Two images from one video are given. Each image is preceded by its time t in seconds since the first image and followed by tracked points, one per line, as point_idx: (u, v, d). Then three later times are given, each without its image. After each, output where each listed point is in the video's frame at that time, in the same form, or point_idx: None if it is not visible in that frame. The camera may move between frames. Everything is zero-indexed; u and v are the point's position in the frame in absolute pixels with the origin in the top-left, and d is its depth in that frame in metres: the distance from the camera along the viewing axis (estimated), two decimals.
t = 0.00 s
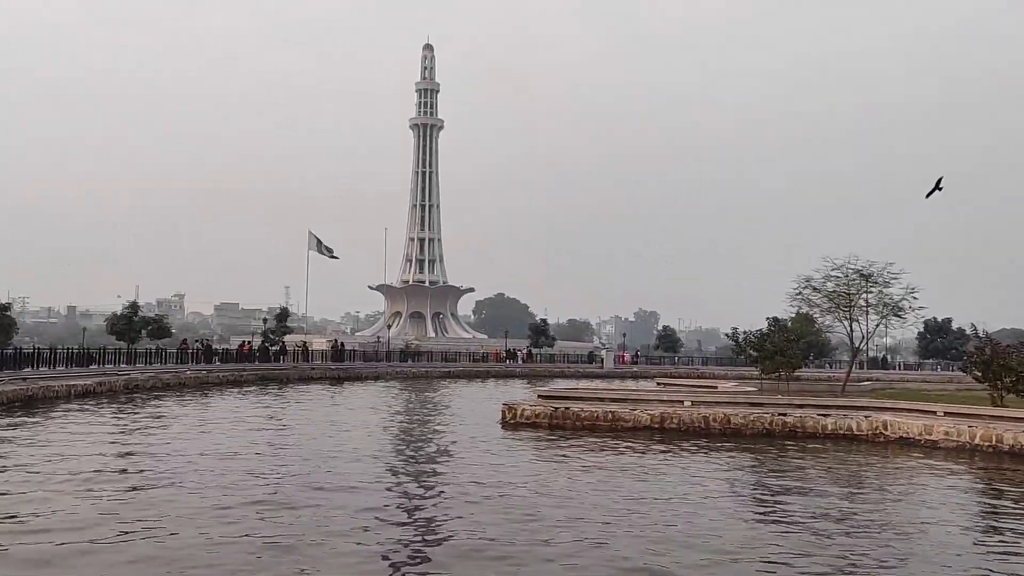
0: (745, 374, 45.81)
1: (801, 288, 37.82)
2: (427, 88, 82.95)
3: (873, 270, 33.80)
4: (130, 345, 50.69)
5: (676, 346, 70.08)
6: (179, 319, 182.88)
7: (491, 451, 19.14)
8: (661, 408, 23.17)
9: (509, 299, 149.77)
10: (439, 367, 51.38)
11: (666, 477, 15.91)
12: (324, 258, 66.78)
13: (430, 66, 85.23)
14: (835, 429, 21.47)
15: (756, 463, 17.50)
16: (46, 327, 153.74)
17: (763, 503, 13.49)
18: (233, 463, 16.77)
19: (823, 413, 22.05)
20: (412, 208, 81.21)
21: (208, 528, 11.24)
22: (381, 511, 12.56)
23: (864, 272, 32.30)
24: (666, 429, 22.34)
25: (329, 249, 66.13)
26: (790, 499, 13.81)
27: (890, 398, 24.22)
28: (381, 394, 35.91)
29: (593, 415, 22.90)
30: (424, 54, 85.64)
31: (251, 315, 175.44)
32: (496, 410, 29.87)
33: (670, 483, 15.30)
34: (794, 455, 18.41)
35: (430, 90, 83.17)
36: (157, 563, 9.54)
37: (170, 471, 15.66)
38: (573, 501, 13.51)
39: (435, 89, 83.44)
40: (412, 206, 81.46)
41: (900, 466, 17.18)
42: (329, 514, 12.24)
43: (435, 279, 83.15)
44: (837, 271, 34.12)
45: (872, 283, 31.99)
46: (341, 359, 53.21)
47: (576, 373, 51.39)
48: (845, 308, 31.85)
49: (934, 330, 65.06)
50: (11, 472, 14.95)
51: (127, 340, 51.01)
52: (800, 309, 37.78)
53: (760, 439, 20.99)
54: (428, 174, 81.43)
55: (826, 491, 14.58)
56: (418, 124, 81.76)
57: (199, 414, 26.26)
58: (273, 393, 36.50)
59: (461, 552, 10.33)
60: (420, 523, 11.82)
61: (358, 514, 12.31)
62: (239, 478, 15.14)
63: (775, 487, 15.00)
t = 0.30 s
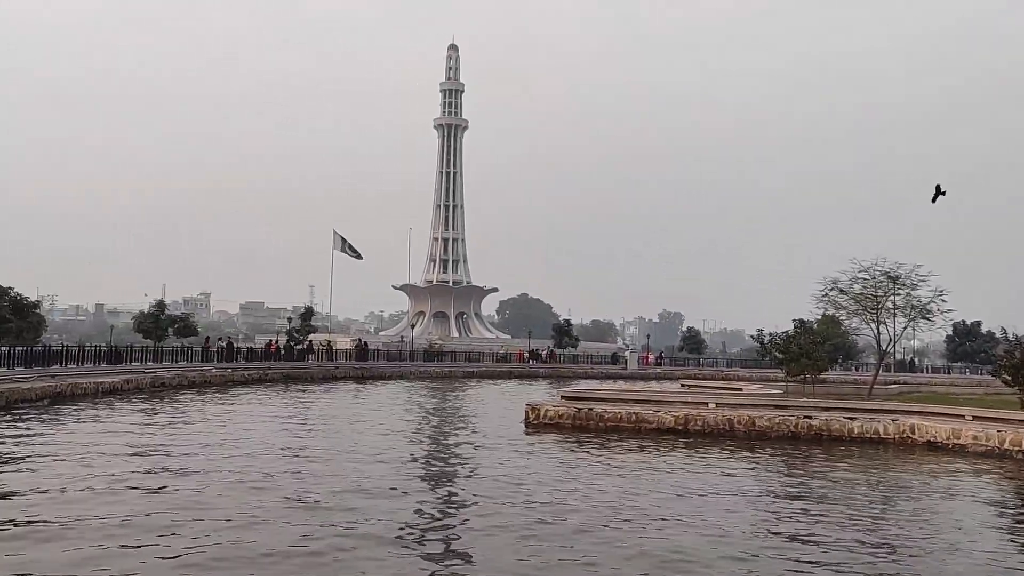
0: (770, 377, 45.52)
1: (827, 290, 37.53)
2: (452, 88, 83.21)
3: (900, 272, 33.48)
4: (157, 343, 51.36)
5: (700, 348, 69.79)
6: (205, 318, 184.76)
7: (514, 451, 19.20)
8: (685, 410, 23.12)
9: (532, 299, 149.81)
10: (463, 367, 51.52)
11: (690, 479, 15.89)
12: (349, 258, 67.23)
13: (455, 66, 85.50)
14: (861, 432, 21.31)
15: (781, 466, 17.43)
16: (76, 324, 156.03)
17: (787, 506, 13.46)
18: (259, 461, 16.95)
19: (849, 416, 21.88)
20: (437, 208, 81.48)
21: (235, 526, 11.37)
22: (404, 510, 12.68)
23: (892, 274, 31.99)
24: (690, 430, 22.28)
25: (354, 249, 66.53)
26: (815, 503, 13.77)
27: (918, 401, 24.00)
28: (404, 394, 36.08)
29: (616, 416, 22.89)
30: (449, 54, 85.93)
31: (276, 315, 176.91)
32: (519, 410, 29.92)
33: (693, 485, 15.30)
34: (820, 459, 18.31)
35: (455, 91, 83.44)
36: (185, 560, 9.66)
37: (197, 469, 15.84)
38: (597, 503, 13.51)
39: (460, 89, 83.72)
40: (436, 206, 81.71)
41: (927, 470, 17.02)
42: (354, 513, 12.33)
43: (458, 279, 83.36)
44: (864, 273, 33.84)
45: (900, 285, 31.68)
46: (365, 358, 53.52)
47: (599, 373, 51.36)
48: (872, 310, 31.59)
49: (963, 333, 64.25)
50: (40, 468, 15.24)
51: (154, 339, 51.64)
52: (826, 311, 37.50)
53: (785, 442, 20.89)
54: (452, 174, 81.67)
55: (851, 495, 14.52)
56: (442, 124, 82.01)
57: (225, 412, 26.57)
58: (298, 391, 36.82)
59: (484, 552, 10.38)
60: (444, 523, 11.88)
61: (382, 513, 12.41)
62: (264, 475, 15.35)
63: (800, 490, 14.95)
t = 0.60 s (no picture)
0: (784, 376, 45.40)
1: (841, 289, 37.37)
2: (466, 87, 83.27)
3: (916, 272, 33.31)
4: (171, 342, 51.72)
5: (714, 347, 69.63)
6: (219, 316, 185.81)
7: (526, 450, 19.24)
8: (698, 409, 23.10)
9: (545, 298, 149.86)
10: (475, 366, 51.62)
11: (703, 479, 15.90)
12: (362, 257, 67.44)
13: (468, 65, 85.59)
14: (876, 432, 21.24)
15: (795, 466, 17.40)
16: (92, 323, 157.21)
17: (801, 506, 13.45)
18: (272, 460, 17.04)
19: (864, 416, 21.81)
20: (450, 208, 81.57)
21: (246, 525, 11.42)
22: (417, 508, 12.76)
23: (907, 274, 31.84)
24: (703, 430, 22.26)
25: (368, 248, 66.72)
26: (829, 503, 13.76)
27: (934, 401, 23.89)
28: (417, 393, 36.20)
29: (629, 416, 22.88)
30: (462, 53, 86.00)
31: (290, 314, 177.69)
32: (532, 409, 29.98)
33: (706, 485, 15.30)
34: (834, 459, 18.27)
35: (468, 90, 83.52)
36: (196, 559, 9.71)
37: (210, 468, 15.94)
38: (608, 503, 13.50)
39: (473, 89, 83.80)
40: (449, 206, 81.80)
41: (941, 472, 16.92)
42: (365, 513, 12.37)
43: (471, 278, 83.43)
44: (879, 272, 33.70)
45: (915, 285, 31.52)
46: (378, 357, 53.72)
47: (612, 373, 51.37)
48: (887, 310, 31.44)
49: (978, 333, 63.89)
50: (57, 466, 15.41)
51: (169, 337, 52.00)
52: (840, 311, 37.37)
53: (799, 442, 20.85)
54: (465, 173, 81.74)
55: (866, 495, 14.49)
56: (456, 123, 82.12)
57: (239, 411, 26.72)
58: (311, 390, 36.99)
59: (497, 552, 10.39)
60: (455, 522, 11.90)
61: (393, 513, 12.43)
62: (278, 474, 15.46)
63: (814, 490, 14.93)
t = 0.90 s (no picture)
0: (794, 375, 45.34)
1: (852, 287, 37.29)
2: (476, 86, 83.31)
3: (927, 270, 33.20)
4: (183, 340, 52.05)
5: (724, 346, 69.56)
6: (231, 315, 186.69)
7: (535, 449, 19.31)
8: (709, 408, 23.12)
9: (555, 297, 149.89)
10: (486, 365, 51.74)
11: (713, 477, 15.95)
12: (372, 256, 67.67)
13: (479, 64, 85.65)
14: (887, 431, 21.22)
15: (804, 465, 17.42)
16: (104, 321, 158.18)
17: (810, 505, 13.50)
18: (283, 458, 17.15)
19: (875, 415, 21.79)
20: (460, 206, 81.64)
21: (256, 524, 11.49)
22: (428, 506, 12.87)
23: (918, 272, 31.74)
24: (713, 428, 22.28)
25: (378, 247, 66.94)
26: (838, 501, 13.80)
27: (945, 400, 23.86)
28: (427, 391, 36.34)
29: (640, 414, 22.92)
30: (472, 52, 86.06)
31: (301, 313, 178.40)
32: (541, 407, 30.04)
33: (716, 483, 15.37)
34: (844, 457, 18.28)
35: (478, 89, 83.60)
36: (207, 558, 9.77)
37: (222, 466, 16.05)
38: (617, 502, 13.54)
39: (483, 87, 83.88)
40: (459, 204, 81.87)
41: (952, 470, 16.89)
42: (375, 512, 12.44)
43: (482, 277, 83.54)
44: (890, 270, 33.61)
45: (926, 283, 31.42)
46: (388, 355, 53.91)
47: (622, 371, 51.39)
48: (898, 308, 31.38)
49: (990, 332, 63.61)
50: (72, 464, 15.60)
51: (180, 336, 52.32)
52: (851, 309, 37.31)
53: (810, 441, 20.86)
54: (476, 172, 81.84)
55: (875, 494, 14.52)
56: (466, 122, 82.21)
57: (250, 409, 26.89)
58: (322, 388, 37.17)
59: (506, 549, 10.51)
60: (464, 520, 12.02)
61: (403, 511, 12.49)
62: (289, 472, 15.59)
63: (823, 489, 14.96)
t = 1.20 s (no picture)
0: (797, 373, 45.35)
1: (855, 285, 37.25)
2: (478, 84, 83.31)
3: (930, 267, 33.15)
4: (186, 338, 52.12)
5: (728, 344, 69.52)
6: (234, 313, 186.93)
7: (539, 447, 19.30)
8: (712, 406, 23.11)
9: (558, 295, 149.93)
10: (489, 363, 51.79)
11: (716, 475, 15.93)
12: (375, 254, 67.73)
13: (481, 62, 85.61)
14: (890, 428, 21.19)
15: (808, 463, 17.40)
16: (108, 320, 158.44)
17: (814, 502, 13.51)
18: (287, 456, 17.15)
19: (878, 412, 21.76)
20: (463, 204, 81.63)
21: (260, 522, 11.47)
22: (432, 504, 12.89)
23: (922, 269, 31.70)
24: (717, 426, 22.28)
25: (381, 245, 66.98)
26: (842, 499, 13.80)
27: (949, 397, 23.84)
28: (430, 389, 36.34)
29: (642, 411, 22.91)
30: (475, 50, 86.05)
31: (304, 311, 178.66)
32: (544, 405, 30.02)
33: (719, 481, 15.36)
34: (847, 455, 18.27)
35: (481, 86, 83.59)
36: (211, 558, 9.71)
37: (226, 464, 16.05)
38: (621, 500, 13.49)
39: (485, 85, 83.89)
40: (462, 202, 81.82)
41: (957, 468, 16.86)
42: (380, 510, 12.40)
43: (484, 274, 83.57)
44: (893, 268, 33.58)
45: (930, 280, 31.37)
46: (391, 353, 53.96)
47: (625, 369, 51.41)
48: (902, 306, 31.36)
49: (993, 329, 63.60)
50: (75, 462, 15.62)
51: (183, 334, 52.41)
52: (854, 307, 37.31)
53: (813, 438, 20.85)
54: (478, 169, 81.84)
55: (878, 491, 14.52)
56: (468, 120, 82.20)
57: (253, 407, 26.90)
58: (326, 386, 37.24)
59: (511, 547, 10.54)
60: (470, 518, 12.06)
61: (408, 510, 12.46)
62: (293, 470, 15.61)
63: (827, 486, 14.95)
